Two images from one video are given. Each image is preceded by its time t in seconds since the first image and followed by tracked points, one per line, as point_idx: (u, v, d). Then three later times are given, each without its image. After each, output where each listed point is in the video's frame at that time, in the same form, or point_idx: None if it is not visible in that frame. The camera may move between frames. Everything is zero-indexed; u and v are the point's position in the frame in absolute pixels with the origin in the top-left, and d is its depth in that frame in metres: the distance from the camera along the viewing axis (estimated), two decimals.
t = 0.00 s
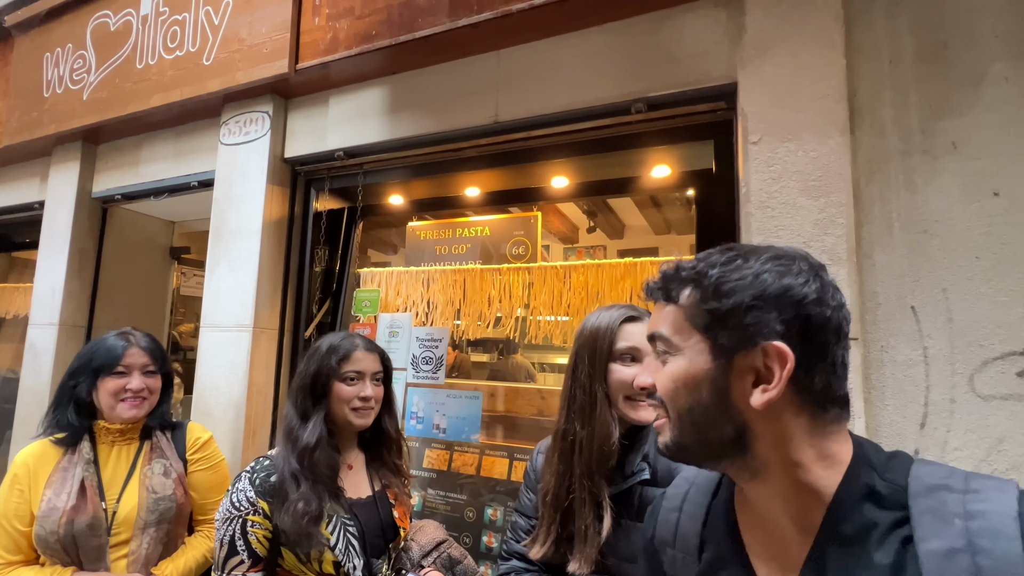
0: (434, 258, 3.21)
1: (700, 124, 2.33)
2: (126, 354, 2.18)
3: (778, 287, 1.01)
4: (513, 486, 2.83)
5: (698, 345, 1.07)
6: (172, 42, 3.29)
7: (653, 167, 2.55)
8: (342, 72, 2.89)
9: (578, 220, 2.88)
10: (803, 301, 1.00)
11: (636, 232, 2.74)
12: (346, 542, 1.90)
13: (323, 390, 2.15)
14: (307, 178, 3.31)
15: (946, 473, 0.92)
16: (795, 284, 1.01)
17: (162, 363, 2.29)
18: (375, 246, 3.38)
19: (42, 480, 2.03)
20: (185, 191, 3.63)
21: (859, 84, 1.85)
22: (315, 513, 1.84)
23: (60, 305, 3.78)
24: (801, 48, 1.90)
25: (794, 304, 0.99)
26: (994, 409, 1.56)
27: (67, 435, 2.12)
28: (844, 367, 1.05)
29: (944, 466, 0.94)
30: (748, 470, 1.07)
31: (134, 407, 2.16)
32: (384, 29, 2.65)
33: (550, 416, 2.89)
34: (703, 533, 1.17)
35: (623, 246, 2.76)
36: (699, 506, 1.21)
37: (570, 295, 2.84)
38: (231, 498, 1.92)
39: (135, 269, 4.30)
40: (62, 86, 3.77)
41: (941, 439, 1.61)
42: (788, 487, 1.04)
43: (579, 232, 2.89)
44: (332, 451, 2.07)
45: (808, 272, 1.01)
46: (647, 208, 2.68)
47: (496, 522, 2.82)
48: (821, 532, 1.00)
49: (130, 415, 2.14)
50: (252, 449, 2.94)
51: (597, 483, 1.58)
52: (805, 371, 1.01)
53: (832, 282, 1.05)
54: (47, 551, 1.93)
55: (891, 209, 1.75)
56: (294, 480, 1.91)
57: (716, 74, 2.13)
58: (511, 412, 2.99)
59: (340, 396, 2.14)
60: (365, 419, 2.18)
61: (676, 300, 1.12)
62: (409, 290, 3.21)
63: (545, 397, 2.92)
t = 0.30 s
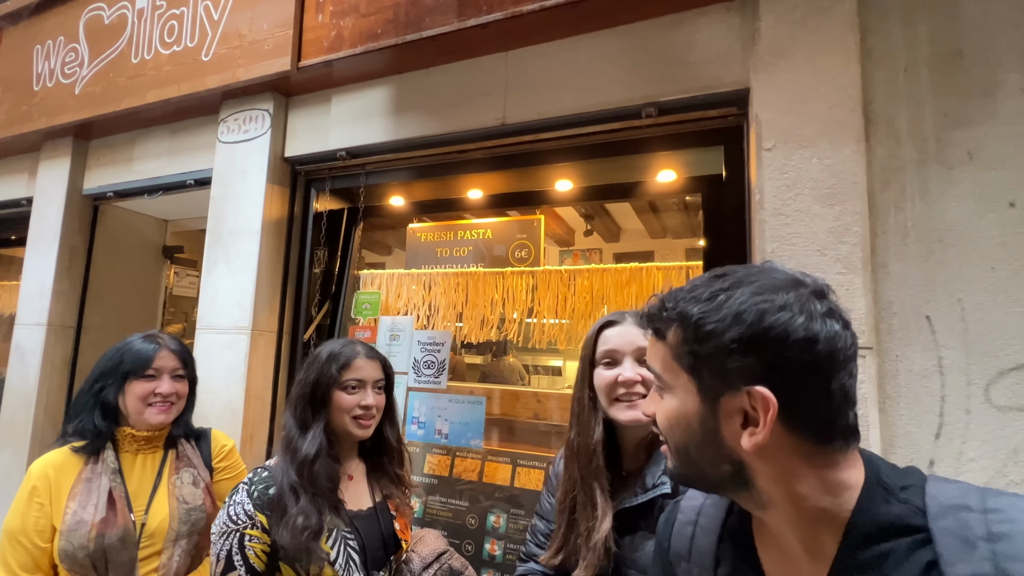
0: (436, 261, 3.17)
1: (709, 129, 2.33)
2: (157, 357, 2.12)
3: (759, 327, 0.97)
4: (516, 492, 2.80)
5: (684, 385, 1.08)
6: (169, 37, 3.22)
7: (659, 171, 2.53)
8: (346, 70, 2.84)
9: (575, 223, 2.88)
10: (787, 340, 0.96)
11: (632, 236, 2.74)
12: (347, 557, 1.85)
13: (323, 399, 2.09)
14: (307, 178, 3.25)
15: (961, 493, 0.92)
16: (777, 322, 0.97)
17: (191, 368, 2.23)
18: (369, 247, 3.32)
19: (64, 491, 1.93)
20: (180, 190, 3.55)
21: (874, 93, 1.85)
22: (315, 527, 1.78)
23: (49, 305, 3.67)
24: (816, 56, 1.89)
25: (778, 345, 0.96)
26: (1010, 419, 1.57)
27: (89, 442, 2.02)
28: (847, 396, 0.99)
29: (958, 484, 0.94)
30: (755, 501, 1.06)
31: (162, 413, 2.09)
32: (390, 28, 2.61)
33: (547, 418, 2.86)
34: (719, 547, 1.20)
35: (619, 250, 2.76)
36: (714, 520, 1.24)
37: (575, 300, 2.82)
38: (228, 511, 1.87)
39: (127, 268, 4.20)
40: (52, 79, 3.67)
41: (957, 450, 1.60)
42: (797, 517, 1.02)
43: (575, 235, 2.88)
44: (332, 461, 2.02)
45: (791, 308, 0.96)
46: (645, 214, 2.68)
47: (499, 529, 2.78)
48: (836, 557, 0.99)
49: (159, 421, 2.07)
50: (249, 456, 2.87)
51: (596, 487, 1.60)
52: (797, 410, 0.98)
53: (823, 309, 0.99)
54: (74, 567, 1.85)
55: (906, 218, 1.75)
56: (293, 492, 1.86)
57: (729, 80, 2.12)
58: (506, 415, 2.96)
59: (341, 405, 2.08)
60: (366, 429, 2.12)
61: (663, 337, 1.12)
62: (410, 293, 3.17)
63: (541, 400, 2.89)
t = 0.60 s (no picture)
0: (436, 259, 3.14)
1: (713, 126, 2.31)
2: (171, 356, 2.08)
3: (749, 329, 0.95)
4: (518, 493, 2.77)
5: (678, 391, 1.04)
6: (165, 31, 3.17)
7: (660, 170, 2.52)
8: (346, 65, 2.81)
9: (573, 223, 2.87)
10: (778, 342, 0.94)
11: (630, 235, 2.73)
12: (343, 555, 1.82)
13: (319, 398, 2.06)
14: (306, 174, 3.21)
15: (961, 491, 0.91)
16: (767, 324, 0.94)
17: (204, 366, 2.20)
18: (365, 247, 3.27)
19: (80, 492, 1.87)
20: (177, 186, 3.50)
21: (882, 90, 1.84)
22: (309, 526, 1.75)
23: (42, 303, 3.62)
24: (824, 52, 1.88)
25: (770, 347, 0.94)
26: (1020, 418, 1.56)
27: (102, 443, 1.97)
28: (839, 396, 0.97)
29: (959, 482, 0.93)
30: (754, 504, 1.03)
31: (177, 413, 2.05)
32: (392, 22, 2.58)
33: (545, 417, 2.84)
34: (718, 548, 1.17)
35: (615, 250, 2.75)
36: (713, 520, 1.21)
37: (577, 298, 2.80)
38: (222, 509, 1.84)
39: (121, 266, 4.14)
40: (46, 73, 3.61)
41: (965, 448, 1.60)
42: (797, 519, 1.00)
43: (574, 235, 2.87)
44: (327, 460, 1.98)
45: (780, 308, 0.94)
46: (642, 212, 2.67)
47: (500, 530, 2.75)
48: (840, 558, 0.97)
49: (175, 421, 2.03)
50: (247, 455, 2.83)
51: (598, 477, 1.73)
52: (792, 412, 0.96)
53: (812, 309, 0.97)
54: (93, 570, 1.80)
55: (914, 215, 1.74)
56: (287, 491, 1.82)
57: (734, 77, 2.11)
58: (503, 415, 2.93)
59: (337, 404, 2.04)
60: (361, 429, 2.08)
61: (653, 343, 1.09)
62: (410, 291, 3.14)
63: (538, 400, 2.86)
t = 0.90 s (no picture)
0: (439, 257, 3.10)
1: (721, 120, 2.28)
2: (161, 354, 2.06)
3: (753, 312, 0.98)
4: (523, 493, 2.74)
5: (681, 378, 1.06)
6: (167, 28, 3.16)
7: (665, 166, 2.50)
8: (348, 61, 2.79)
9: (577, 221, 2.83)
10: (781, 325, 0.97)
11: (634, 234, 2.70)
12: (342, 555, 1.79)
13: (319, 397, 2.03)
14: (308, 172, 3.19)
15: (961, 479, 0.94)
16: (770, 307, 0.97)
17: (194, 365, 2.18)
18: (369, 245, 3.25)
19: (70, 497, 1.82)
20: (179, 184, 3.49)
21: (894, 81, 1.80)
22: (308, 528, 1.72)
23: (44, 302, 3.61)
24: (835, 43, 1.84)
25: (774, 329, 0.97)
26: None
27: (90, 446, 1.92)
28: (839, 381, 1.00)
29: (955, 471, 0.96)
30: (757, 496, 1.04)
31: (168, 413, 2.02)
32: (394, 17, 2.55)
33: (550, 417, 2.84)
34: (716, 544, 1.19)
35: (620, 247, 2.70)
36: (711, 518, 1.22)
37: (581, 295, 2.75)
38: (221, 508, 1.82)
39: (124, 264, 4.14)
40: (48, 72, 3.60)
41: (982, 447, 1.57)
42: (799, 510, 1.01)
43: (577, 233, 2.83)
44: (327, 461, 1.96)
45: (782, 292, 0.97)
46: (646, 209, 2.66)
47: (505, 529, 2.72)
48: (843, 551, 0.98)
49: (165, 421, 2.01)
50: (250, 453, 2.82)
51: (610, 474, 1.73)
52: (795, 395, 0.98)
53: (812, 295, 1.01)
54: None
55: (928, 209, 1.71)
56: (286, 492, 1.79)
57: (743, 69, 2.08)
58: (506, 414, 2.93)
59: (338, 403, 2.02)
60: (362, 430, 2.06)
61: (658, 332, 1.11)
62: (413, 289, 3.10)
63: (542, 399, 2.86)
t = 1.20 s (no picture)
0: (446, 254, 3.09)
1: (731, 114, 2.25)
2: (139, 346, 1.99)
3: (758, 301, 0.99)
4: (530, 490, 2.73)
5: (686, 368, 1.06)
6: (176, 26, 3.18)
7: (675, 161, 2.46)
8: (355, 58, 2.79)
9: (585, 218, 2.81)
10: (785, 313, 0.98)
11: (642, 231, 2.68)
12: (352, 548, 1.80)
13: (341, 388, 2.02)
14: (315, 169, 3.20)
15: (957, 471, 0.96)
16: (774, 296, 0.99)
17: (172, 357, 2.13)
18: (376, 243, 3.24)
19: (47, 497, 1.75)
20: (188, 182, 3.51)
21: (910, 73, 1.76)
22: (314, 536, 1.71)
23: (57, 299, 3.65)
24: (849, 35, 1.81)
25: (780, 317, 0.98)
26: None
27: (64, 443, 1.84)
28: (839, 371, 1.02)
29: (952, 464, 0.98)
30: (758, 486, 1.05)
31: (149, 405, 1.97)
32: (400, 13, 2.54)
33: (556, 415, 2.82)
34: (713, 540, 1.20)
35: (628, 244, 2.69)
36: (708, 514, 1.23)
37: (589, 292, 2.73)
38: (230, 503, 1.82)
39: (135, 262, 4.18)
40: (60, 71, 3.64)
41: (998, 446, 1.53)
42: (800, 502, 1.02)
43: (585, 230, 2.81)
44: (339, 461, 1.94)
45: (786, 282, 1.00)
46: (654, 203, 2.65)
47: (511, 527, 2.72)
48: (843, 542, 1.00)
49: (146, 414, 1.95)
50: (258, 449, 2.85)
51: (620, 472, 1.72)
52: (798, 383, 1.00)
53: (813, 287, 1.04)
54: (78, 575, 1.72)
55: (944, 203, 1.67)
56: (292, 500, 1.77)
57: (753, 62, 2.05)
58: (515, 411, 2.90)
59: (362, 394, 2.02)
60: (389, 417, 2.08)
61: (661, 324, 1.11)
62: (420, 286, 3.10)
63: (549, 396, 2.84)
